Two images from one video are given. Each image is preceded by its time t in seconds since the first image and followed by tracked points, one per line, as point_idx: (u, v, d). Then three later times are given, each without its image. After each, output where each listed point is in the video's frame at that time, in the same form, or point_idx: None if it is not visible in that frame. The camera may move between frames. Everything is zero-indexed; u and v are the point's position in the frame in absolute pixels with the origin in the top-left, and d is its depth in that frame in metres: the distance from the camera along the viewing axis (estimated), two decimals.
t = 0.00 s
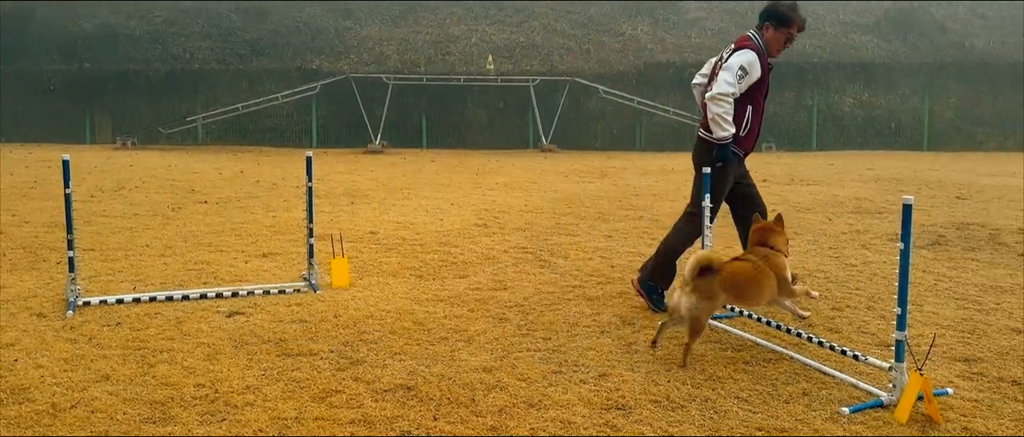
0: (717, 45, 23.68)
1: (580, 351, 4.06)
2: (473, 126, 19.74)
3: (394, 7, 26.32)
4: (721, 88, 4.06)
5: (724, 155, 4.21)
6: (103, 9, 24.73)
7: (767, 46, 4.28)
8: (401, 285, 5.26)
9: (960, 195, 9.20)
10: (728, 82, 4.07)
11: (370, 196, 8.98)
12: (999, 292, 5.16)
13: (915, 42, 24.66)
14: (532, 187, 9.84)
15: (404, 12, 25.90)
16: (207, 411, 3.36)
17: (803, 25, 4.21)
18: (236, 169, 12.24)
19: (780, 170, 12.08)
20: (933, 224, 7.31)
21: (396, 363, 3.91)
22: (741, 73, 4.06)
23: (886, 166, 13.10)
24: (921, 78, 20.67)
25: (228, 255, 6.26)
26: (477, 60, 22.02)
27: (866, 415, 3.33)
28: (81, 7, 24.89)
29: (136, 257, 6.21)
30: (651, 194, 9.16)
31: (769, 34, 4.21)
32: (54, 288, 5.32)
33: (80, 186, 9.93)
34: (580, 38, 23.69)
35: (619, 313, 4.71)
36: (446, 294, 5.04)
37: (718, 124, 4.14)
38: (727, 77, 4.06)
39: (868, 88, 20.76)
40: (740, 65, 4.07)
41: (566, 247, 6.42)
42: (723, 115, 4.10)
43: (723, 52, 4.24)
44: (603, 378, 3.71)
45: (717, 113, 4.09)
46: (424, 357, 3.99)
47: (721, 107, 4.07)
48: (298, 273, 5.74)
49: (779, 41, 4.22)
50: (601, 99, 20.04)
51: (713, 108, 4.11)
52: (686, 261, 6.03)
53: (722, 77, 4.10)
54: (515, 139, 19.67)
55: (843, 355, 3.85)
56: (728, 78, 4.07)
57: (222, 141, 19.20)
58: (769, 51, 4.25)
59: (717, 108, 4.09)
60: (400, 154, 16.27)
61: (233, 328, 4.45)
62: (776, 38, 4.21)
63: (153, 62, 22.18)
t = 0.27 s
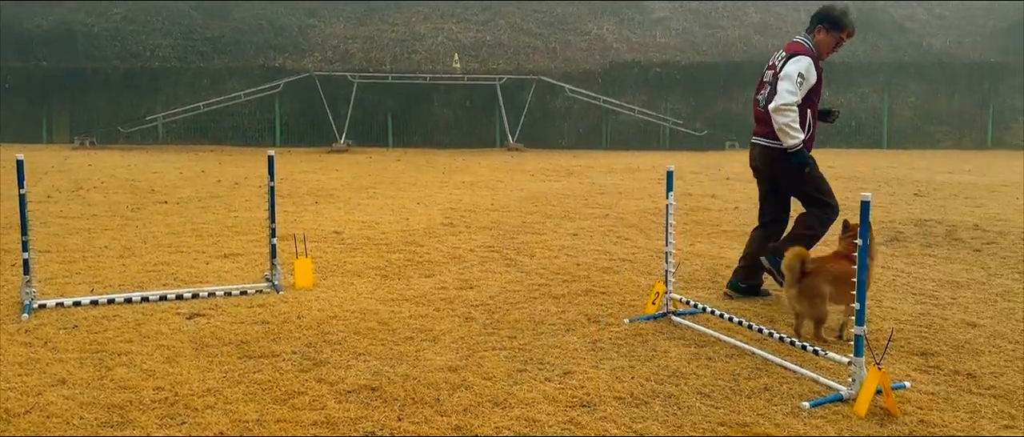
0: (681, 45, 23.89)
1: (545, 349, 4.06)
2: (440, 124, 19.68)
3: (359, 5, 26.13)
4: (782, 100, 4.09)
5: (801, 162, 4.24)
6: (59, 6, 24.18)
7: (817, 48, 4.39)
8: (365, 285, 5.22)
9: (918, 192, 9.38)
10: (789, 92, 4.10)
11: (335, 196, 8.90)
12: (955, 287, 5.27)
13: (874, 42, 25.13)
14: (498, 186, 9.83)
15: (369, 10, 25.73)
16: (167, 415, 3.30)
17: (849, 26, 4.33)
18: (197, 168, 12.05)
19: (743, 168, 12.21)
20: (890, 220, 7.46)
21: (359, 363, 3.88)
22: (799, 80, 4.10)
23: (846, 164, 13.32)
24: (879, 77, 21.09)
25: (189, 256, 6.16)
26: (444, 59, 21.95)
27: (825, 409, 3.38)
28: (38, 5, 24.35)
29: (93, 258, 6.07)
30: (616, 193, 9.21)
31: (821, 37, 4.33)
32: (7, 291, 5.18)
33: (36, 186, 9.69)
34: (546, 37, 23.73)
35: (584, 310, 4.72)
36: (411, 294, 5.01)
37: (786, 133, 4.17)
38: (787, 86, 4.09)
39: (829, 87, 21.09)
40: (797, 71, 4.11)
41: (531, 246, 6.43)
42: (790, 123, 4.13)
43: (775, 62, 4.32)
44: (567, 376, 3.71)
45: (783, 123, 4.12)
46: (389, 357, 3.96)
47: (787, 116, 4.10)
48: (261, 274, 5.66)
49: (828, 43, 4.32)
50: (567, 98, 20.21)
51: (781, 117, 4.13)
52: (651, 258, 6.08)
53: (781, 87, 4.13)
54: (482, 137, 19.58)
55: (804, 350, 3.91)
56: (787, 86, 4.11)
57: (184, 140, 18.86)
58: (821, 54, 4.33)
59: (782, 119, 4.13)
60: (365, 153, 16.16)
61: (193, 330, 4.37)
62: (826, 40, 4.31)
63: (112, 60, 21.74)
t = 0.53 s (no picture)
0: (643, 45, 24.09)
1: (506, 349, 4.06)
2: (402, 124, 19.57)
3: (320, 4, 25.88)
4: (855, 111, 4.40)
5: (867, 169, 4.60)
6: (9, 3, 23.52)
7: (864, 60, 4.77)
8: (326, 287, 5.17)
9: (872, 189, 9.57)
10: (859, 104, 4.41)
11: (295, 196, 8.79)
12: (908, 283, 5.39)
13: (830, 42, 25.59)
14: (460, 185, 9.81)
15: (329, 9, 25.48)
16: (121, 420, 3.23)
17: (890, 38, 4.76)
18: (153, 169, 11.82)
19: (703, 167, 12.35)
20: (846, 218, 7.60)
21: (318, 366, 3.83)
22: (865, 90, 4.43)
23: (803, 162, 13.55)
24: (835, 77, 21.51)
25: (145, 258, 6.04)
26: (406, 58, 21.83)
27: (782, 403, 3.43)
28: None
29: (45, 262, 5.92)
30: (578, 192, 9.24)
31: (870, 48, 4.73)
32: None
33: None
34: (509, 36, 23.75)
35: (546, 310, 4.73)
36: (373, 295, 4.98)
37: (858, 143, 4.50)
38: (859, 98, 4.39)
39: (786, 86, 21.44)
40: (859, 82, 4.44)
41: (494, 245, 6.42)
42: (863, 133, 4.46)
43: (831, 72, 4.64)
44: (529, 375, 3.71)
45: (858, 134, 4.43)
46: (349, 358, 3.93)
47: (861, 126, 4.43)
48: (219, 277, 5.57)
49: (875, 53, 4.73)
50: (529, 98, 20.23)
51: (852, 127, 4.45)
52: (612, 257, 6.11)
53: (849, 98, 4.44)
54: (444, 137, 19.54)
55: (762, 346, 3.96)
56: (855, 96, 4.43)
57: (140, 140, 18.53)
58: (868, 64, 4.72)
59: (856, 130, 4.45)
60: (326, 153, 16.00)
61: (149, 334, 4.29)
62: (874, 51, 4.72)
63: (65, 58, 21.22)
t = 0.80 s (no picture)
0: (602, 45, 24.26)
1: (465, 350, 4.04)
2: (363, 124, 19.43)
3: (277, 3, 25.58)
4: (885, 100, 4.72)
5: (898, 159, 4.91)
6: None
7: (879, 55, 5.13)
8: (283, 290, 5.11)
9: (826, 188, 9.76)
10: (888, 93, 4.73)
11: (251, 198, 8.68)
12: (860, 279, 5.52)
13: (786, 43, 26.02)
14: (420, 186, 9.77)
15: (287, 8, 25.18)
16: (70, 429, 3.15)
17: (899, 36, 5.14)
18: (105, 172, 11.57)
19: (661, 167, 12.47)
20: (801, 216, 7.73)
21: (274, 370, 3.78)
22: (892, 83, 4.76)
23: (760, 161, 13.75)
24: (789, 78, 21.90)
25: (95, 263, 5.90)
26: (365, 58, 21.69)
27: (736, 400, 3.47)
28: None
29: None
30: (539, 192, 9.27)
31: (886, 44, 5.09)
32: None
33: None
34: (469, 36, 23.72)
35: (506, 310, 4.73)
36: (331, 297, 4.93)
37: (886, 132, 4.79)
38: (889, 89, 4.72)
39: (742, 86, 21.77)
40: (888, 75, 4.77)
41: (454, 246, 6.41)
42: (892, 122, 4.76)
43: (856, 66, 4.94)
44: (487, 376, 3.70)
45: (888, 123, 4.73)
46: (306, 362, 3.88)
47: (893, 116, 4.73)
48: (172, 281, 5.46)
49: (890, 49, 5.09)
50: (490, 98, 20.26)
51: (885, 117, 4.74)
52: (572, 256, 6.13)
53: (883, 90, 4.74)
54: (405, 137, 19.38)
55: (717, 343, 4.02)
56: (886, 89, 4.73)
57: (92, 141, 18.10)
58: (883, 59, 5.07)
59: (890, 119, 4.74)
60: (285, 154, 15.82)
61: (99, 340, 4.19)
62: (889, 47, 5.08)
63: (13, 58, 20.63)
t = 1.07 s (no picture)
0: (563, 47, 24.37)
1: (424, 352, 4.03)
2: (322, 126, 19.24)
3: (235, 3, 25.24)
4: (893, 110, 5.22)
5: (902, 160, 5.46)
6: None
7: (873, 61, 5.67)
8: (239, 294, 5.04)
9: (782, 187, 9.93)
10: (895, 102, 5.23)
11: (208, 201, 8.55)
12: (814, 277, 5.61)
13: (743, 45, 26.41)
14: (380, 188, 9.71)
15: (244, 8, 24.84)
16: None
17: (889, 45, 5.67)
18: (56, 175, 11.29)
19: (622, 167, 12.57)
20: (757, 215, 7.85)
21: (230, 376, 3.73)
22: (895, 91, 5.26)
23: (719, 161, 13.95)
24: (747, 79, 22.22)
25: (43, 269, 5.75)
26: (325, 58, 21.49)
27: (693, 398, 3.52)
28: None
29: None
30: (500, 193, 9.27)
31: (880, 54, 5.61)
32: None
33: None
34: (430, 37, 23.64)
35: (466, 311, 4.72)
36: (289, 301, 4.88)
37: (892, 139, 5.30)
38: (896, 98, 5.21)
39: (701, 87, 22.04)
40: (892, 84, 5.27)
41: (414, 248, 6.38)
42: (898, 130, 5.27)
43: (859, 74, 5.41)
44: (447, 378, 3.69)
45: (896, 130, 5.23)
46: (263, 367, 3.83)
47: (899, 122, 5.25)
48: (124, 286, 5.35)
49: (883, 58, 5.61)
50: (451, 99, 20.29)
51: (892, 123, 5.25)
52: (532, 257, 6.15)
53: (889, 99, 5.24)
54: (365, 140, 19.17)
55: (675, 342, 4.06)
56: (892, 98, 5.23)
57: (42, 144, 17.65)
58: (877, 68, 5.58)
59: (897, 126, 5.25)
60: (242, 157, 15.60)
61: (47, 348, 4.09)
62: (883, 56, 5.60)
63: None
